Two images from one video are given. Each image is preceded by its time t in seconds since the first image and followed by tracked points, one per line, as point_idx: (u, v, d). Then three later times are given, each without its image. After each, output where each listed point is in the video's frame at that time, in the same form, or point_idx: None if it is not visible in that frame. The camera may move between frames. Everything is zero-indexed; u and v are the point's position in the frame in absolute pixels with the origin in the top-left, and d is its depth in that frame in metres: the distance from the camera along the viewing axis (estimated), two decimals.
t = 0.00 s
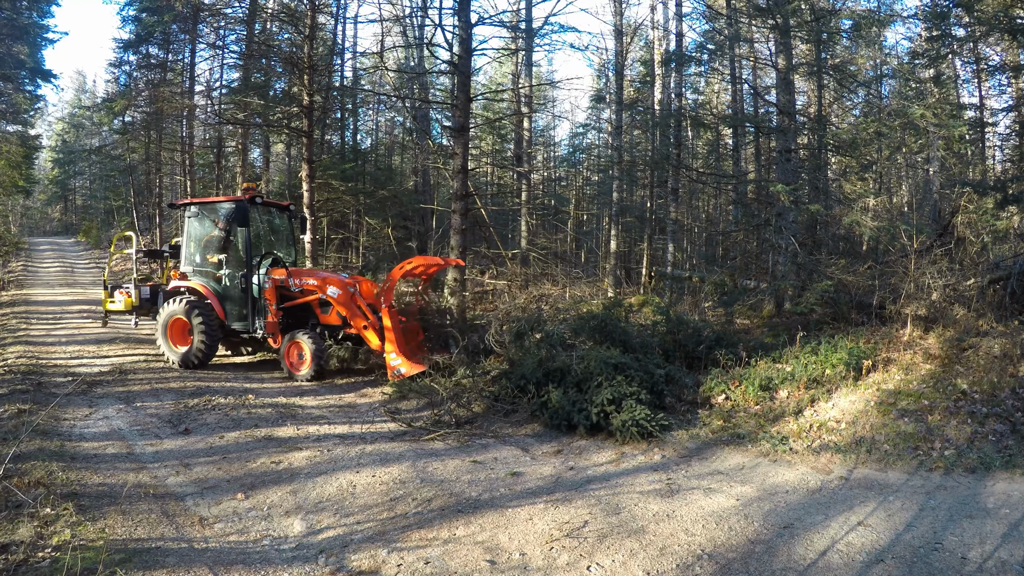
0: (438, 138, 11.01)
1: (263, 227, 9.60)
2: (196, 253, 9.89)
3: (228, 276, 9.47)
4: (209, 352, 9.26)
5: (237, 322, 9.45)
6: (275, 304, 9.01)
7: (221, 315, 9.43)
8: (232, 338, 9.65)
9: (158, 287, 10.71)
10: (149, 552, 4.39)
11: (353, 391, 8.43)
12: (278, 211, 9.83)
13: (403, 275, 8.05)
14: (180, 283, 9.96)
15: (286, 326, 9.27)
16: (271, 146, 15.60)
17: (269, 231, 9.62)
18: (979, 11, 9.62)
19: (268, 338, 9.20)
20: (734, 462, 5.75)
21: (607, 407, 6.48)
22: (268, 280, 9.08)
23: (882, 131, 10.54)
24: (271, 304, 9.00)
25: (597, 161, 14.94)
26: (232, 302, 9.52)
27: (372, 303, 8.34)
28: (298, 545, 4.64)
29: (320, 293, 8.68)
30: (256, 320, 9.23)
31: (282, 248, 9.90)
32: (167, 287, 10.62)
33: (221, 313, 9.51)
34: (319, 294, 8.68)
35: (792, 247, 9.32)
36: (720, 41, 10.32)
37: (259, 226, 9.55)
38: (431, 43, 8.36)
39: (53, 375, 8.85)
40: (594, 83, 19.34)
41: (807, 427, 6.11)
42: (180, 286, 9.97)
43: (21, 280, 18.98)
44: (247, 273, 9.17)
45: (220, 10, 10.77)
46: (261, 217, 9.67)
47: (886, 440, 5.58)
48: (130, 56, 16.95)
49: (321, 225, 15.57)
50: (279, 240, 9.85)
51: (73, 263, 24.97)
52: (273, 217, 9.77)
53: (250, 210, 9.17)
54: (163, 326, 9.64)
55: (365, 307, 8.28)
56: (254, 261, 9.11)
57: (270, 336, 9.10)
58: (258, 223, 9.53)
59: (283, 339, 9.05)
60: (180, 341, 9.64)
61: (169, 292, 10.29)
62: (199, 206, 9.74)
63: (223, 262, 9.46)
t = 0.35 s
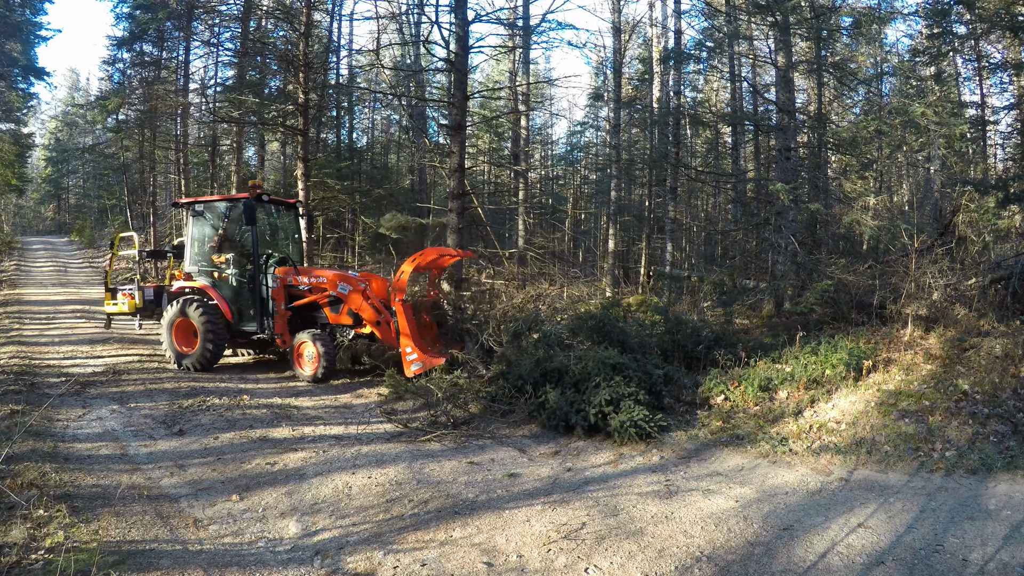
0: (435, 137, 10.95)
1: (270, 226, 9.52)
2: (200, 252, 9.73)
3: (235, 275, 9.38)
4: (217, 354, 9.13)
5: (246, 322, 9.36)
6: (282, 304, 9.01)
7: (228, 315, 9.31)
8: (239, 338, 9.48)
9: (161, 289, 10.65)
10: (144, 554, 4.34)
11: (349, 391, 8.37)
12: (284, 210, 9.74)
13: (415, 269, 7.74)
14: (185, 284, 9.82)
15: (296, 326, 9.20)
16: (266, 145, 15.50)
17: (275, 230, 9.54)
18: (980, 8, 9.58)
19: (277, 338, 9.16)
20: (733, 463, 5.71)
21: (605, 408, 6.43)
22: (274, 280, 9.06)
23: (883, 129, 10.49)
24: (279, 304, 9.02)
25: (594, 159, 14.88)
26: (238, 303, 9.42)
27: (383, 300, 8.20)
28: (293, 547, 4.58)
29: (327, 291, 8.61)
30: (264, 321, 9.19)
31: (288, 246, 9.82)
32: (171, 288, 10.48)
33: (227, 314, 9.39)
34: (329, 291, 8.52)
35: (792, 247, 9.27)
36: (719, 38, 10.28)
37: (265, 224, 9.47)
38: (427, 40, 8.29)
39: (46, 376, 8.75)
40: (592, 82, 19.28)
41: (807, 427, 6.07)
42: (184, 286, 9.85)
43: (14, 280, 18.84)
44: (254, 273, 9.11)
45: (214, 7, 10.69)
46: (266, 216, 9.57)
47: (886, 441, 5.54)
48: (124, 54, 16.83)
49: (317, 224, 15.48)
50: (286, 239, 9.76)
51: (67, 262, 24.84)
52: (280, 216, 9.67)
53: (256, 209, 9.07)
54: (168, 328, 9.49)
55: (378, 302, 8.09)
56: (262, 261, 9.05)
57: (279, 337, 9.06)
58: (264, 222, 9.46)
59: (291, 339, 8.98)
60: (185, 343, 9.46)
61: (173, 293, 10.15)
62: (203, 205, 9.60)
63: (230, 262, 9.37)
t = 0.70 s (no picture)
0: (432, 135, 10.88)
1: (276, 223, 9.27)
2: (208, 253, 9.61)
3: (243, 275, 9.26)
4: (222, 356, 8.96)
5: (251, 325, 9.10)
6: (290, 304, 8.75)
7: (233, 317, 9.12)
8: (246, 340, 9.24)
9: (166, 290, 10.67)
10: (137, 556, 4.28)
11: (344, 392, 8.30)
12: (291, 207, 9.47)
13: (427, 267, 7.58)
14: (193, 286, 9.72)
15: (304, 327, 8.98)
16: (261, 142, 15.42)
17: (281, 227, 9.30)
18: (981, 5, 9.53)
19: (285, 340, 8.95)
20: (732, 464, 5.66)
21: (603, 409, 6.37)
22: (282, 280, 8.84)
23: (883, 128, 10.44)
24: (288, 304, 8.77)
25: (592, 158, 14.81)
26: (245, 304, 9.21)
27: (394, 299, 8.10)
28: (288, 548, 4.52)
29: (338, 289, 8.43)
30: (272, 322, 8.97)
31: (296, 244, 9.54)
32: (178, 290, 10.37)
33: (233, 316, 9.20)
34: (339, 290, 8.41)
35: (791, 246, 9.23)
36: (717, 36, 10.22)
37: (272, 221, 9.25)
38: (424, 37, 8.23)
39: (39, 377, 8.65)
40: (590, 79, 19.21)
41: (806, 428, 6.02)
42: (192, 287, 9.76)
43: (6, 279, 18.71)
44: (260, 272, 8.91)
45: (208, 3, 10.59)
46: (273, 213, 9.30)
47: (887, 442, 5.50)
48: (117, 51, 16.70)
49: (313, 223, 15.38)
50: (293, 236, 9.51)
51: (59, 262, 24.68)
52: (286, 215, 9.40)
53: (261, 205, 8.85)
54: (176, 329, 9.43)
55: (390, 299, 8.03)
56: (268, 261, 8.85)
57: (287, 338, 8.85)
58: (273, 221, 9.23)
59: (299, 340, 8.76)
60: (191, 346, 9.44)
61: (181, 295, 10.05)
62: (210, 203, 9.45)
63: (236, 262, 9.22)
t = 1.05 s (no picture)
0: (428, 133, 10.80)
1: (284, 221, 9.09)
2: (214, 253, 9.42)
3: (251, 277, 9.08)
4: (230, 358, 8.86)
5: (261, 326, 9.02)
6: (301, 304, 8.61)
7: (242, 319, 9.02)
8: (255, 343, 9.19)
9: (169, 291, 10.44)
10: (130, 559, 4.22)
11: (338, 392, 8.23)
12: (299, 205, 9.31)
13: (441, 264, 7.47)
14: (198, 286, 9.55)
15: (313, 330, 8.86)
16: (254, 140, 15.31)
17: (290, 226, 9.13)
18: (982, 2, 9.48)
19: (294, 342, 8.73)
20: (731, 466, 5.61)
21: (602, 409, 6.29)
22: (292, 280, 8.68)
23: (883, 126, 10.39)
24: (298, 304, 8.59)
25: (590, 156, 14.74)
26: (253, 305, 9.09)
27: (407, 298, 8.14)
28: (282, 551, 4.46)
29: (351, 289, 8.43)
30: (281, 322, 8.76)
31: (304, 244, 9.36)
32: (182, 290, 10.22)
33: (241, 317, 9.09)
34: (351, 289, 8.44)
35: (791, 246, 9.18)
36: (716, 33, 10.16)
37: (280, 220, 9.08)
38: (420, 34, 8.16)
39: (31, 377, 8.55)
40: (587, 77, 19.13)
41: (806, 429, 5.98)
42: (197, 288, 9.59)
43: None
44: (268, 272, 8.75)
45: None
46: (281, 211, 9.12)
47: (887, 443, 5.46)
48: (110, 48, 16.56)
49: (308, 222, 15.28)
50: (301, 236, 9.33)
51: (50, 261, 24.48)
52: (295, 213, 9.20)
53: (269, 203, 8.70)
54: (182, 331, 9.24)
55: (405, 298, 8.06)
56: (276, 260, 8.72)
57: (297, 340, 8.64)
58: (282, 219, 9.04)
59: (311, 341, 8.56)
60: (198, 348, 9.24)
61: (186, 296, 9.87)
62: (216, 202, 9.28)
63: (244, 262, 9.07)
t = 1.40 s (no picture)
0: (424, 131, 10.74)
1: (292, 220, 8.99)
2: (219, 253, 9.31)
3: (258, 276, 8.94)
4: (239, 359, 8.73)
5: (270, 326, 8.90)
6: (310, 303, 8.54)
7: (251, 320, 8.90)
8: (262, 344, 9.08)
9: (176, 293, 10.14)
10: (123, 561, 4.16)
11: (333, 393, 8.16)
12: (306, 203, 9.24)
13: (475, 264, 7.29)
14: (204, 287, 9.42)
15: (321, 330, 8.70)
16: (248, 138, 15.20)
17: (298, 225, 9.05)
18: None
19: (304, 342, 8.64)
20: (730, 468, 5.55)
21: (599, 406, 6.22)
22: (301, 279, 8.58)
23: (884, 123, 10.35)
24: (307, 303, 8.54)
25: (588, 154, 14.68)
26: (261, 306, 8.95)
27: (420, 295, 7.99)
28: (276, 553, 4.39)
29: (362, 286, 8.29)
30: (290, 322, 8.68)
31: (312, 243, 9.28)
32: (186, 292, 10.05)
33: (249, 318, 8.96)
34: (361, 286, 8.28)
35: (790, 245, 9.14)
36: (716, 29, 10.11)
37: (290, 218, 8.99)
38: (416, 31, 8.09)
39: (22, 378, 8.45)
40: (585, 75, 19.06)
41: (806, 430, 5.93)
42: (203, 289, 9.45)
43: None
44: (278, 271, 8.66)
45: None
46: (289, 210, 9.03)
47: (888, 445, 5.41)
48: (102, 45, 16.43)
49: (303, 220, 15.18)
50: (309, 234, 9.25)
51: (42, 261, 24.31)
52: (302, 212, 9.11)
53: (278, 201, 8.62)
54: (189, 333, 9.12)
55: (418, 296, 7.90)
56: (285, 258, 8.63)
57: (308, 340, 8.57)
58: (289, 218, 8.92)
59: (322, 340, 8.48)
60: (205, 350, 9.12)
61: (191, 297, 9.73)
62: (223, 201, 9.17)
63: (251, 262, 8.96)
